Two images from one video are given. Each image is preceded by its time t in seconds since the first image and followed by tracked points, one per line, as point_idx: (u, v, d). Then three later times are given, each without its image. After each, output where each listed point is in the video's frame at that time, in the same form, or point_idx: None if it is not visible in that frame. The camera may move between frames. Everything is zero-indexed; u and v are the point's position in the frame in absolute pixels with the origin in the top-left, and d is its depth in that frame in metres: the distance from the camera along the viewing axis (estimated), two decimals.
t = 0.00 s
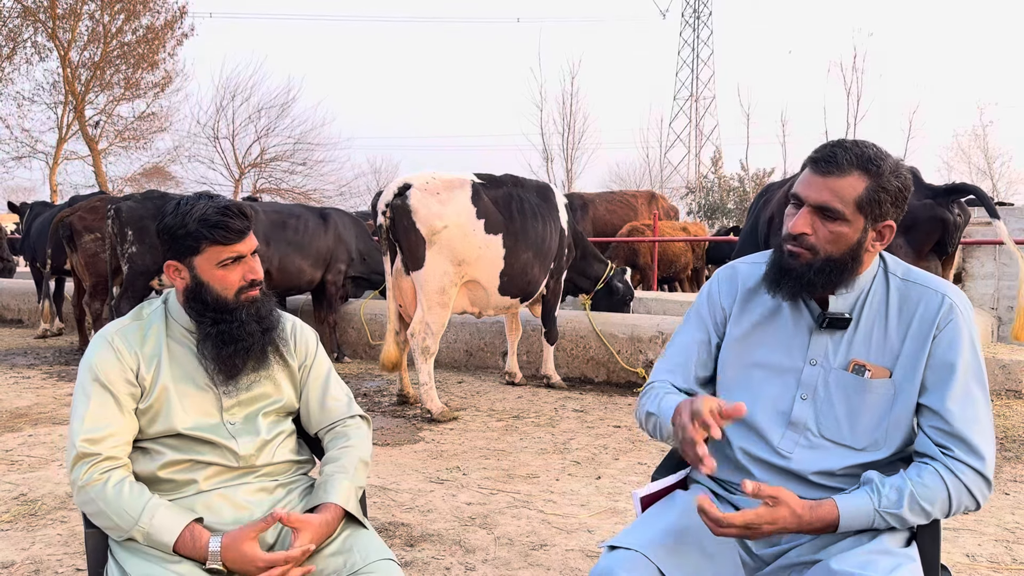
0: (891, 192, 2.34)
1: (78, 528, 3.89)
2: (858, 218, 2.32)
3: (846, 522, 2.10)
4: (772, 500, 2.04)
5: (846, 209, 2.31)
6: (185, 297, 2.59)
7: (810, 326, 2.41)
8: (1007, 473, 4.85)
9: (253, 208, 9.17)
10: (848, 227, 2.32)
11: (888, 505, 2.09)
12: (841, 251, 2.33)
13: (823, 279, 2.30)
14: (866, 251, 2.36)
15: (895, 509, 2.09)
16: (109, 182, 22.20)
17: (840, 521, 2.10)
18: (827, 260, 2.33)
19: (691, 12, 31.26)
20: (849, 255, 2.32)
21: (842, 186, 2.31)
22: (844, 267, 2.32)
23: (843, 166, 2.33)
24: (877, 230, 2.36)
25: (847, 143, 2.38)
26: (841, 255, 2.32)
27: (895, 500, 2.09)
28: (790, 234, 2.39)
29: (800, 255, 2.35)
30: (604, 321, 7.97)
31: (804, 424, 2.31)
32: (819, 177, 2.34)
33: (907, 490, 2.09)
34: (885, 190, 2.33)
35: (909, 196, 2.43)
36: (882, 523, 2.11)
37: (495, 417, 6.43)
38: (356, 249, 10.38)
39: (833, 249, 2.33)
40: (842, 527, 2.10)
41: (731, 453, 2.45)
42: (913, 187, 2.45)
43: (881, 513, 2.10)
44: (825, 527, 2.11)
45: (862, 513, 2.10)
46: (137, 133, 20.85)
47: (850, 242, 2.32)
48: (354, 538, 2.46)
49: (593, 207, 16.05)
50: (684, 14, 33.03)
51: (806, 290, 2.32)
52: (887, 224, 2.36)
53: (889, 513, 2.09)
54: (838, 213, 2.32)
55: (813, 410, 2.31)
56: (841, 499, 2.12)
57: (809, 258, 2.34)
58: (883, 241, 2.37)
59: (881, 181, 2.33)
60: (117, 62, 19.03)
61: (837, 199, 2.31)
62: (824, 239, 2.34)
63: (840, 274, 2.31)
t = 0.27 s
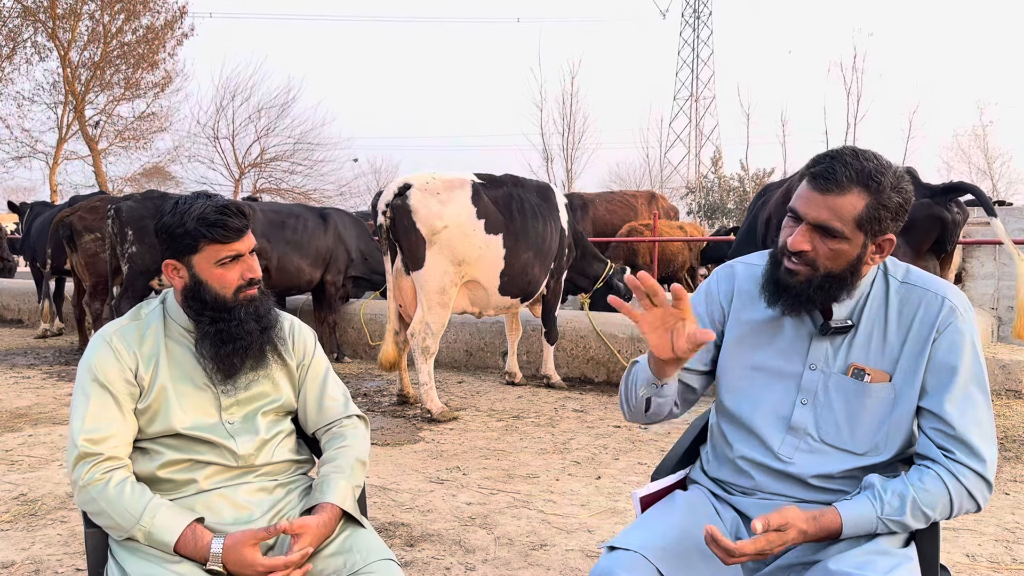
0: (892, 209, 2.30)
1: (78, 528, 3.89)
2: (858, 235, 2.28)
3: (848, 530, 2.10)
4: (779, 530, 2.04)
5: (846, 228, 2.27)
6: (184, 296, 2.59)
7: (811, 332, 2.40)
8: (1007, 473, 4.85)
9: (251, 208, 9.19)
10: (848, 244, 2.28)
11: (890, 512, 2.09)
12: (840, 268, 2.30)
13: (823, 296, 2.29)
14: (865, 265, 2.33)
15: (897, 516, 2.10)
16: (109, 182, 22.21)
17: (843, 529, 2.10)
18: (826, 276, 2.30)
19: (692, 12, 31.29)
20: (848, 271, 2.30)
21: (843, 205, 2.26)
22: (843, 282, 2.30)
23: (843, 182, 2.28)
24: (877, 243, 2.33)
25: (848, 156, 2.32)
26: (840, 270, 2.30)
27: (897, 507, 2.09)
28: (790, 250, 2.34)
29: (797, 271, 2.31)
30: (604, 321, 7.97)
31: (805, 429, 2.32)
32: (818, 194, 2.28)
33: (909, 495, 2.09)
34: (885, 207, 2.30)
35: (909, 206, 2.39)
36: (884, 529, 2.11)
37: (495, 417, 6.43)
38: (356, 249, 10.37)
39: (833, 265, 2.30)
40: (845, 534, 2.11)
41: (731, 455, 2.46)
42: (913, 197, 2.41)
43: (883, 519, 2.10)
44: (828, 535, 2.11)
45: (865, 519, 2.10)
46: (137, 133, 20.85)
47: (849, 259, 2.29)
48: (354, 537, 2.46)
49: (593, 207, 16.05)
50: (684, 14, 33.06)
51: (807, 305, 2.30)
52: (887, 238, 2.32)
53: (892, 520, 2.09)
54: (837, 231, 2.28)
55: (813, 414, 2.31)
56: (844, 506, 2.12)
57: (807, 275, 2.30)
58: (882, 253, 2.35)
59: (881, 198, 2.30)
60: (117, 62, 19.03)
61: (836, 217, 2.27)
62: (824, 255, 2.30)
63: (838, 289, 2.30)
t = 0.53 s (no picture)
0: (878, 206, 2.30)
1: (78, 528, 3.89)
2: (845, 232, 2.29)
3: (850, 533, 2.09)
4: (781, 536, 2.04)
5: (830, 224, 2.29)
6: (183, 296, 2.59)
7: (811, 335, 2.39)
8: (1007, 473, 4.85)
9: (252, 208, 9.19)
10: (835, 241, 2.30)
11: (892, 514, 2.09)
12: (827, 265, 2.32)
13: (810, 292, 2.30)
14: (856, 263, 2.33)
15: (899, 517, 2.10)
16: (109, 182, 22.22)
17: (845, 531, 2.10)
18: (814, 273, 2.32)
19: (692, 12, 31.33)
20: (837, 269, 2.31)
21: (828, 202, 2.28)
22: (832, 280, 2.31)
23: (829, 180, 2.30)
24: (868, 241, 2.31)
25: (834, 154, 2.34)
26: (828, 268, 2.32)
27: (899, 508, 2.09)
28: (777, 247, 2.38)
29: (786, 268, 2.35)
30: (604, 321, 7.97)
31: (807, 431, 2.32)
32: (804, 191, 2.31)
33: (911, 496, 2.09)
34: (871, 204, 2.29)
35: (901, 204, 2.38)
36: (886, 530, 2.11)
37: (495, 417, 6.43)
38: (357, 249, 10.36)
39: (821, 262, 2.32)
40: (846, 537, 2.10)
41: (734, 456, 2.46)
42: (907, 195, 2.40)
43: (885, 522, 2.10)
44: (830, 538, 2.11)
45: (866, 521, 2.09)
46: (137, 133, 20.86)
47: (837, 256, 2.31)
48: (354, 537, 2.46)
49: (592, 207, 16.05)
50: (684, 14, 33.10)
51: (794, 301, 2.32)
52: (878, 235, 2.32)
53: (893, 522, 2.10)
54: (823, 228, 2.30)
55: (815, 416, 2.32)
56: (845, 509, 2.12)
57: (796, 271, 2.33)
58: (874, 253, 2.33)
59: (868, 195, 2.30)
60: (117, 62, 19.03)
61: (821, 213, 2.29)
62: (810, 252, 2.33)
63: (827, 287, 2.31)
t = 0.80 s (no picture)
0: (849, 195, 2.31)
1: (78, 528, 3.89)
2: (818, 223, 2.32)
3: (852, 537, 2.09)
4: (786, 546, 2.04)
5: (803, 217, 2.33)
6: (184, 296, 2.59)
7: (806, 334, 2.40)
8: (1007, 473, 4.84)
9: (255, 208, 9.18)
10: (810, 234, 2.34)
11: (893, 516, 2.09)
12: (807, 258, 2.35)
13: (792, 285, 2.34)
14: (838, 256, 2.34)
15: (900, 520, 2.09)
16: (109, 182, 22.22)
17: (847, 536, 2.10)
18: (796, 267, 2.35)
19: (692, 12, 31.37)
20: (817, 261, 2.34)
21: (798, 195, 2.33)
22: (814, 273, 2.34)
23: (799, 174, 2.36)
24: (846, 232, 2.34)
25: (808, 151, 2.40)
26: (808, 261, 2.34)
27: (900, 511, 2.09)
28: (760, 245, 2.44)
29: (771, 264, 2.40)
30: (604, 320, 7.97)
31: (805, 430, 2.32)
32: (778, 188, 2.38)
33: (911, 498, 2.09)
34: (842, 193, 2.31)
35: (881, 194, 2.38)
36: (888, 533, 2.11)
37: (495, 417, 6.43)
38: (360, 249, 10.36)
39: (800, 256, 2.36)
40: (849, 541, 2.10)
41: (733, 455, 2.46)
42: (887, 186, 2.40)
43: (886, 524, 2.09)
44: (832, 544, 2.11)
45: (867, 524, 2.09)
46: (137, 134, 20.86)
47: (815, 248, 2.33)
48: (355, 537, 2.46)
49: (592, 207, 16.05)
50: (684, 14, 33.12)
51: (778, 296, 2.37)
52: (856, 226, 2.33)
53: (895, 525, 2.09)
54: (798, 220, 2.34)
55: (812, 415, 2.32)
56: (845, 513, 2.12)
57: (780, 267, 2.37)
58: (856, 243, 2.35)
59: (837, 185, 2.32)
60: (118, 62, 19.03)
61: (793, 207, 2.34)
62: (789, 246, 2.37)
63: (809, 279, 2.34)
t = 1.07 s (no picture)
0: (845, 193, 2.31)
1: (78, 528, 3.89)
2: (815, 221, 2.33)
3: (850, 537, 2.10)
4: (783, 546, 2.04)
5: (799, 215, 2.33)
6: (184, 296, 2.60)
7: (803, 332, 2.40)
8: (1007, 473, 4.84)
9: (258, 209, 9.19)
10: (807, 232, 2.34)
11: (890, 515, 2.09)
12: (803, 256, 2.35)
13: (790, 284, 2.34)
14: (835, 254, 2.34)
15: (897, 519, 2.09)
16: (109, 182, 22.23)
17: (845, 536, 2.10)
18: (793, 266, 2.35)
19: (691, 12, 31.39)
20: (814, 259, 2.34)
21: (794, 193, 2.34)
22: (811, 271, 2.34)
23: (795, 173, 2.37)
24: (842, 230, 2.33)
25: (803, 150, 2.41)
26: (806, 259, 2.34)
27: (897, 510, 2.09)
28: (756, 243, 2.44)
29: (768, 263, 2.40)
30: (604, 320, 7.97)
31: (802, 429, 2.32)
32: (774, 186, 2.39)
33: (907, 497, 2.09)
34: (839, 192, 2.31)
35: (878, 192, 2.38)
36: (885, 532, 2.11)
37: (496, 417, 6.43)
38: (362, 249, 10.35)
39: (797, 254, 2.36)
40: (846, 541, 2.10)
41: (731, 454, 2.46)
42: (883, 184, 2.40)
43: (883, 524, 2.09)
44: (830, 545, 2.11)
45: (864, 524, 2.10)
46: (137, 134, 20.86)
47: (812, 246, 2.33)
48: (354, 537, 2.46)
49: (592, 207, 16.05)
50: (684, 15, 33.14)
51: (777, 294, 2.38)
52: (853, 224, 2.33)
53: (892, 524, 2.09)
54: (794, 218, 2.35)
55: (809, 414, 2.32)
56: (843, 513, 2.12)
57: (777, 265, 2.38)
58: (853, 241, 2.34)
59: (834, 184, 2.32)
60: (118, 62, 19.03)
61: (789, 206, 2.34)
62: (785, 244, 2.38)
63: (806, 277, 2.34)
